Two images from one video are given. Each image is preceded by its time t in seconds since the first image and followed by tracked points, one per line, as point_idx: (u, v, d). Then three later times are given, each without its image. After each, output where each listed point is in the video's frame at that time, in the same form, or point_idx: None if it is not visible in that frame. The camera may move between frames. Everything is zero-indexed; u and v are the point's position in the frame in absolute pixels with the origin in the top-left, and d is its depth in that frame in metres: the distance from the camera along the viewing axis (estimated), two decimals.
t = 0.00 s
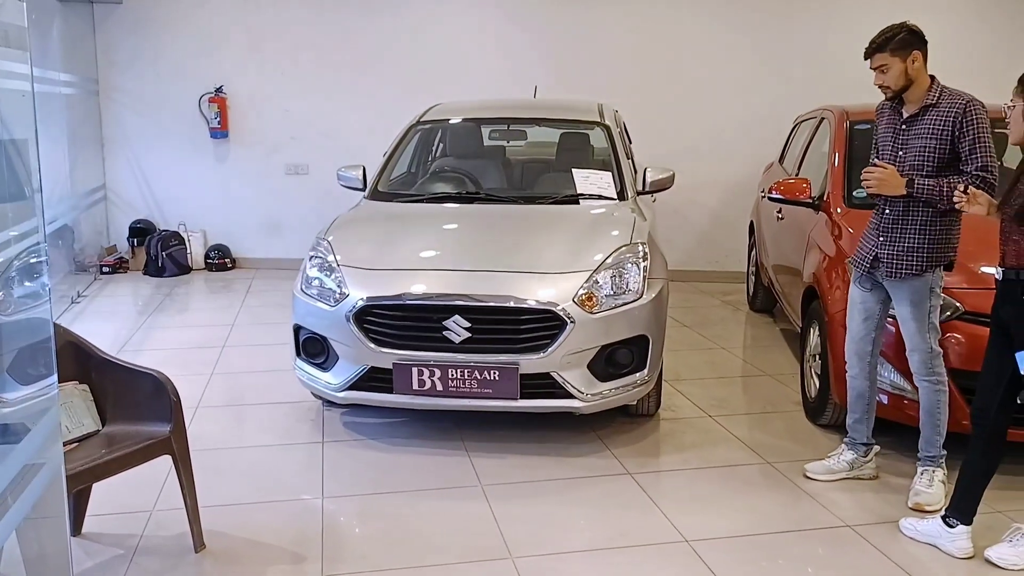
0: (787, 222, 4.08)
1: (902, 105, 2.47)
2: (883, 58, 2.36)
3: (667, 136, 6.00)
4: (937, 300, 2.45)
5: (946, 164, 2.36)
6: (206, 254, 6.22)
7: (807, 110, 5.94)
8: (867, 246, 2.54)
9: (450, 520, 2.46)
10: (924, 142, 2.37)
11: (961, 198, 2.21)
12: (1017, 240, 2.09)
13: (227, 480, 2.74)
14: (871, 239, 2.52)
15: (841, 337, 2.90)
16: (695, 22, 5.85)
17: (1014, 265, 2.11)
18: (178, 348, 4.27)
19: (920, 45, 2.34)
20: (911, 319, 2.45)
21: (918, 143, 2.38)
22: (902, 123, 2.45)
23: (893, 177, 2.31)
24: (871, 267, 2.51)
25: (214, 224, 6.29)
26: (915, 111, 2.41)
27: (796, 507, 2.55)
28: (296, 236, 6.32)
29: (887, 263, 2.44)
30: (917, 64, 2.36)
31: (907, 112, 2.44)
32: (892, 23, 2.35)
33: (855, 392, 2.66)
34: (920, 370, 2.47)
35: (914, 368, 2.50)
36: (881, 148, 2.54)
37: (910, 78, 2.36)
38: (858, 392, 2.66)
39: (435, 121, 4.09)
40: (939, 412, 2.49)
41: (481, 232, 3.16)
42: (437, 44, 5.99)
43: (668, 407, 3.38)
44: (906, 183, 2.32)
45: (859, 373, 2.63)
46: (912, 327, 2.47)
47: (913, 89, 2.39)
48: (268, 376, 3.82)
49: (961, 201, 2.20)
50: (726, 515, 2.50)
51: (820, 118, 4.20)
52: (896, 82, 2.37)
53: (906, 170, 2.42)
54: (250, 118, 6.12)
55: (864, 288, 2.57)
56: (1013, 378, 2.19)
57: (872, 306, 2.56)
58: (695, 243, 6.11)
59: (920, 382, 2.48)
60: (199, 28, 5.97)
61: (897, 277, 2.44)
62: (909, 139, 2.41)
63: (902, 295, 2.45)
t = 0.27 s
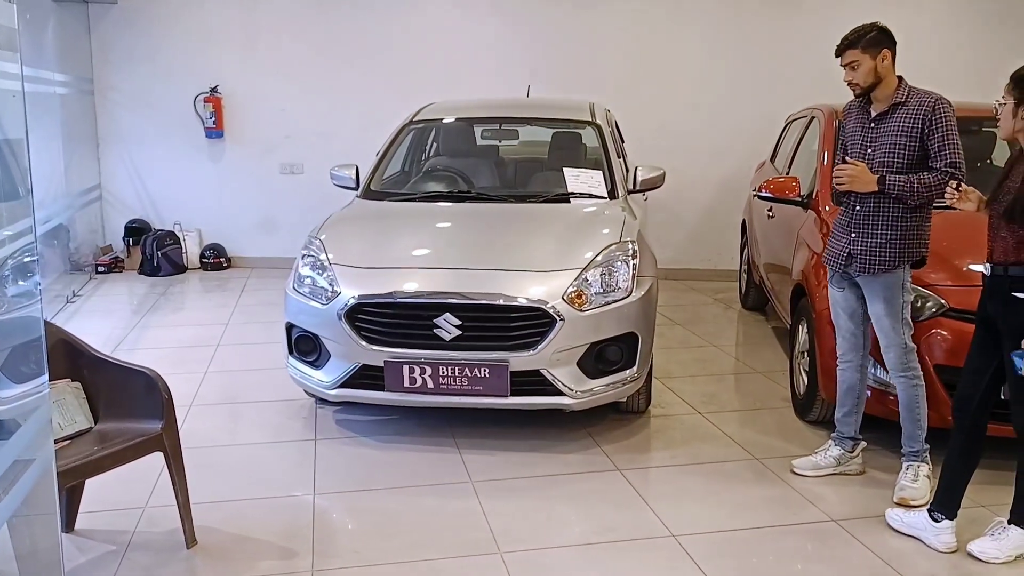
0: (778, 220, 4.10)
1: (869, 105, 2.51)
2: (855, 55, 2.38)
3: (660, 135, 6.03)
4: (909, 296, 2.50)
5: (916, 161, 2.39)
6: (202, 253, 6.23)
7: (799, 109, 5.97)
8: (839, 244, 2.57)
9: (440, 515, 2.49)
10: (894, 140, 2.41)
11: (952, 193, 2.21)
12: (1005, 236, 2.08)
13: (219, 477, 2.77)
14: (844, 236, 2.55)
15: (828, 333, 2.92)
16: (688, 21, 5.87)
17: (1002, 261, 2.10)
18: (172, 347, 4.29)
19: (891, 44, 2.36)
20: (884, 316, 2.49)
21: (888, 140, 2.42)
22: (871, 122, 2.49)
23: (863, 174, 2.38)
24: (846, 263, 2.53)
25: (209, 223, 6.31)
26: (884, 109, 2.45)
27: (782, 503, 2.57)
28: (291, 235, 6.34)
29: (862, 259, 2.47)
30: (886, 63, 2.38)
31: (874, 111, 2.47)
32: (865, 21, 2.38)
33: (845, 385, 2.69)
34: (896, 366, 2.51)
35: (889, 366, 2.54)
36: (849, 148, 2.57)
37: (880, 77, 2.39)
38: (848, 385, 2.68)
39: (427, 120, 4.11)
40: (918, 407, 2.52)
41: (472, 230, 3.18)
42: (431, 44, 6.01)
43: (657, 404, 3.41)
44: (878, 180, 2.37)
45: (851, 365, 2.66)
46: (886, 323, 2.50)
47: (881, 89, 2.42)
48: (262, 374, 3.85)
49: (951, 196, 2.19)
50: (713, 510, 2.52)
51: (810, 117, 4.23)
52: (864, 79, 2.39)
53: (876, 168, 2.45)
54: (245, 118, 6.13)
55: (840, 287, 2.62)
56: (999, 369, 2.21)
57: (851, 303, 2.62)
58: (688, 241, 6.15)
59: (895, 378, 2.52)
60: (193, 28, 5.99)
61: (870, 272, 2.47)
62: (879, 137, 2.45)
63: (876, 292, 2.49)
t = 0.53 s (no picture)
0: (769, 220, 4.13)
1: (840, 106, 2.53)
2: (848, 45, 2.38)
3: (654, 136, 6.06)
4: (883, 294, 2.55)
5: (890, 161, 2.43)
6: (198, 253, 6.26)
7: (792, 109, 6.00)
8: (816, 243, 2.60)
9: (429, 511, 2.51)
10: (868, 140, 2.44)
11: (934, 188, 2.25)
12: (987, 237, 2.10)
13: (212, 474, 2.79)
14: (820, 235, 2.57)
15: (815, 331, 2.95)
16: (682, 22, 5.90)
17: (984, 260, 2.11)
18: (167, 346, 4.32)
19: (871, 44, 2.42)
20: (862, 312, 2.53)
21: (863, 141, 2.45)
22: (843, 123, 2.51)
23: (842, 172, 2.38)
24: (825, 263, 2.56)
25: (206, 223, 6.34)
26: (857, 110, 2.47)
27: (768, 499, 2.60)
28: (287, 236, 6.37)
29: (840, 258, 2.50)
30: (867, 61, 2.43)
31: (847, 112, 2.50)
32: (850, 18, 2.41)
33: (828, 381, 2.73)
34: (869, 364, 2.55)
35: (863, 365, 2.56)
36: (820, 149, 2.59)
37: (856, 77, 2.41)
38: (831, 381, 2.73)
39: (421, 121, 4.14)
40: (892, 404, 2.56)
41: (463, 230, 3.21)
42: (426, 45, 6.03)
43: (648, 402, 3.44)
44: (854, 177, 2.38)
45: (832, 362, 2.71)
46: (862, 322, 2.54)
47: (860, 85, 2.44)
48: (256, 373, 3.88)
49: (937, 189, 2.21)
50: (699, 506, 2.55)
51: (801, 117, 4.26)
52: (854, 71, 2.40)
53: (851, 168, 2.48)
54: (241, 119, 6.16)
55: (817, 285, 2.65)
56: (980, 371, 2.20)
57: (829, 301, 2.65)
58: (683, 241, 6.17)
59: (870, 380, 2.55)
60: (190, 30, 6.02)
61: (848, 271, 2.51)
62: (853, 138, 2.47)
63: (854, 288, 2.52)
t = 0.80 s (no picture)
0: (761, 220, 4.16)
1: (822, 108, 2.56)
2: (842, 45, 2.42)
3: (649, 137, 6.09)
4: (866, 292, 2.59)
5: (875, 161, 2.48)
6: (195, 254, 6.29)
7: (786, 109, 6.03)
8: (800, 242, 2.62)
9: (421, 507, 2.54)
10: (854, 141, 2.48)
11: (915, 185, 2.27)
12: (968, 233, 2.13)
13: (206, 472, 2.82)
14: (806, 235, 2.59)
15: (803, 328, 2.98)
16: (676, 24, 5.93)
17: (965, 257, 2.14)
18: (164, 346, 4.35)
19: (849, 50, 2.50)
20: (846, 310, 2.56)
21: (849, 142, 2.48)
22: (826, 124, 2.54)
23: (835, 180, 2.40)
24: (810, 262, 2.58)
25: (203, 224, 6.36)
26: (841, 112, 2.50)
27: (756, 496, 2.62)
28: (284, 237, 6.40)
29: (827, 257, 2.53)
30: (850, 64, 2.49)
31: (830, 114, 2.52)
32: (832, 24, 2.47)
33: (814, 379, 2.76)
34: (852, 362, 2.58)
35: (846, 362, 2.60)
36: (802, 149, 2.61)
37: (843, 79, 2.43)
38: (817, 379, 2.76)
39: (415, 122, 4.17)
40: (873, 401, 2.60)
41: (456, 230, 3.24)
42: (422, 46, 6.06)
43: (640, 400, 3.46)
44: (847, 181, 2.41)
45: (818, 359, 2.74)
46: (846, 318, 2.57)
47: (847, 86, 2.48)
48: (252, 372, 3.90)
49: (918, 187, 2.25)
50: (688, 502, 2.58)
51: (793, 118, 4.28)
52: (847, 69, 2.44)
53: (836, 169, 2.51)
54: (238, 120, 6.19)
55: (802, 284, 2.68)
56: (962, 370, 2.21)
57: (813, 299, 2.68)
58: (677, 241, 6.20)
59: (852, 375, 2.59)
60: (187, 31, 6.04)
61: (835, 270, 2.54)
62: (838, 139, 2.50)
63: (839, 285, 2.55)
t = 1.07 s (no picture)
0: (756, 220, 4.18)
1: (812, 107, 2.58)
2: (835, 45, 2.43)
3: (645, 138, 6.11)
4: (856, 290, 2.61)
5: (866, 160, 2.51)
6: (193, 254, 6.31)
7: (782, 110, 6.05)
8: (792, 241, 2.63)
9: (415, 505, 2.56)
10: (846, 140, 2.50)
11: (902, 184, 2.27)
12: (954, 231, 2.16)
13: (202, 471, 2.84)
14: (798, 233, 2.61)
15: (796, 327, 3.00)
16: (672, 25, 5.96)
17: (950, 255, 2.17)
18: (161, 346, 4.37)
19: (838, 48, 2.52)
20: (836, 307, 2.57)
21: (841, 141, 2.50)
22: (817, 124, 2.56)
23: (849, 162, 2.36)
24: (803, 260, 2.59)
25: (201, 225, 6.38)
26: (831, 111, 2.53)
27: (748, 493, 2.64)
28: (282, 238, 6.42)
29: (820, 255, 2.55)
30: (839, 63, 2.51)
31: (820, 113, 2.55)
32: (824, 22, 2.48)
33: (805, 377, 2.78)
34: (843, 359, 2.60)
35: (837, 360, 2.61)
36: (791, 149, 2.62)
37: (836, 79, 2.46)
38: (807, 377, 2.78)
39: (412, 123, 4.19)
40: (865, 399, 2.62)
41: (451, 230, 3.26)
42: (419, 48, 6.09)
43: (634, 399, 3.49)
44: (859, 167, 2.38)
45: (808, 357, 2.76)
46: (836, 316, 2.58)
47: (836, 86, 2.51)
48: (249, 372, 3.92)
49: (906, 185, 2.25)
50: (681, 499, 2.60)
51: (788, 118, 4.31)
52: (839, 71, 2.47)
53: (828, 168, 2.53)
54: (236, 121, 6.21)
55: (791, 283, 2.70)
56: (949, 368, 2.23)
57: (803, 299, 2.70)
58: (674, 241, 6.22)
59: (842, 372, 2.60)
60: (185, 33, 6.06)
61: (827, 268, 2.55)
62: (830, 138, 2.52)
63: (829, 284, 2.57)
